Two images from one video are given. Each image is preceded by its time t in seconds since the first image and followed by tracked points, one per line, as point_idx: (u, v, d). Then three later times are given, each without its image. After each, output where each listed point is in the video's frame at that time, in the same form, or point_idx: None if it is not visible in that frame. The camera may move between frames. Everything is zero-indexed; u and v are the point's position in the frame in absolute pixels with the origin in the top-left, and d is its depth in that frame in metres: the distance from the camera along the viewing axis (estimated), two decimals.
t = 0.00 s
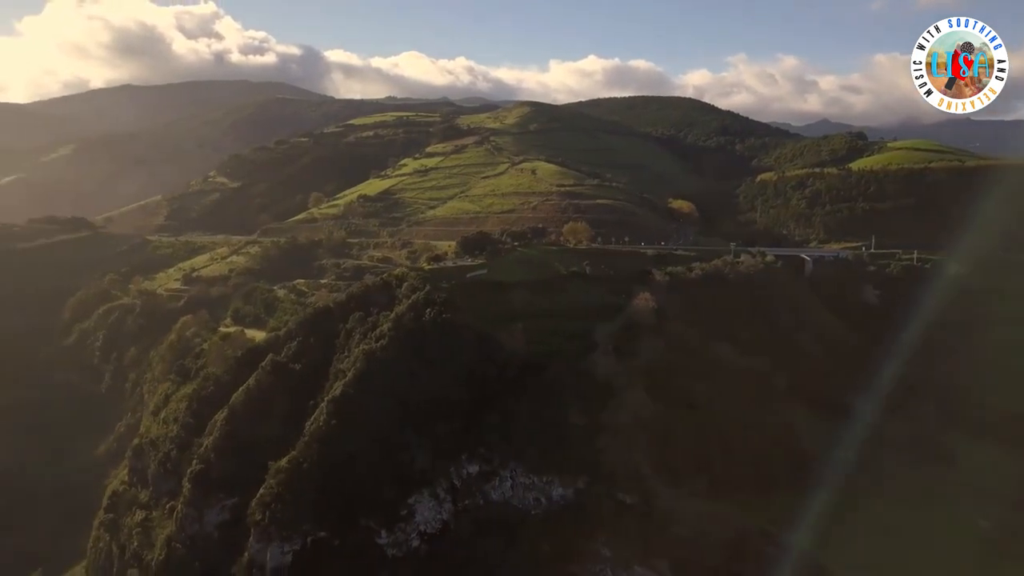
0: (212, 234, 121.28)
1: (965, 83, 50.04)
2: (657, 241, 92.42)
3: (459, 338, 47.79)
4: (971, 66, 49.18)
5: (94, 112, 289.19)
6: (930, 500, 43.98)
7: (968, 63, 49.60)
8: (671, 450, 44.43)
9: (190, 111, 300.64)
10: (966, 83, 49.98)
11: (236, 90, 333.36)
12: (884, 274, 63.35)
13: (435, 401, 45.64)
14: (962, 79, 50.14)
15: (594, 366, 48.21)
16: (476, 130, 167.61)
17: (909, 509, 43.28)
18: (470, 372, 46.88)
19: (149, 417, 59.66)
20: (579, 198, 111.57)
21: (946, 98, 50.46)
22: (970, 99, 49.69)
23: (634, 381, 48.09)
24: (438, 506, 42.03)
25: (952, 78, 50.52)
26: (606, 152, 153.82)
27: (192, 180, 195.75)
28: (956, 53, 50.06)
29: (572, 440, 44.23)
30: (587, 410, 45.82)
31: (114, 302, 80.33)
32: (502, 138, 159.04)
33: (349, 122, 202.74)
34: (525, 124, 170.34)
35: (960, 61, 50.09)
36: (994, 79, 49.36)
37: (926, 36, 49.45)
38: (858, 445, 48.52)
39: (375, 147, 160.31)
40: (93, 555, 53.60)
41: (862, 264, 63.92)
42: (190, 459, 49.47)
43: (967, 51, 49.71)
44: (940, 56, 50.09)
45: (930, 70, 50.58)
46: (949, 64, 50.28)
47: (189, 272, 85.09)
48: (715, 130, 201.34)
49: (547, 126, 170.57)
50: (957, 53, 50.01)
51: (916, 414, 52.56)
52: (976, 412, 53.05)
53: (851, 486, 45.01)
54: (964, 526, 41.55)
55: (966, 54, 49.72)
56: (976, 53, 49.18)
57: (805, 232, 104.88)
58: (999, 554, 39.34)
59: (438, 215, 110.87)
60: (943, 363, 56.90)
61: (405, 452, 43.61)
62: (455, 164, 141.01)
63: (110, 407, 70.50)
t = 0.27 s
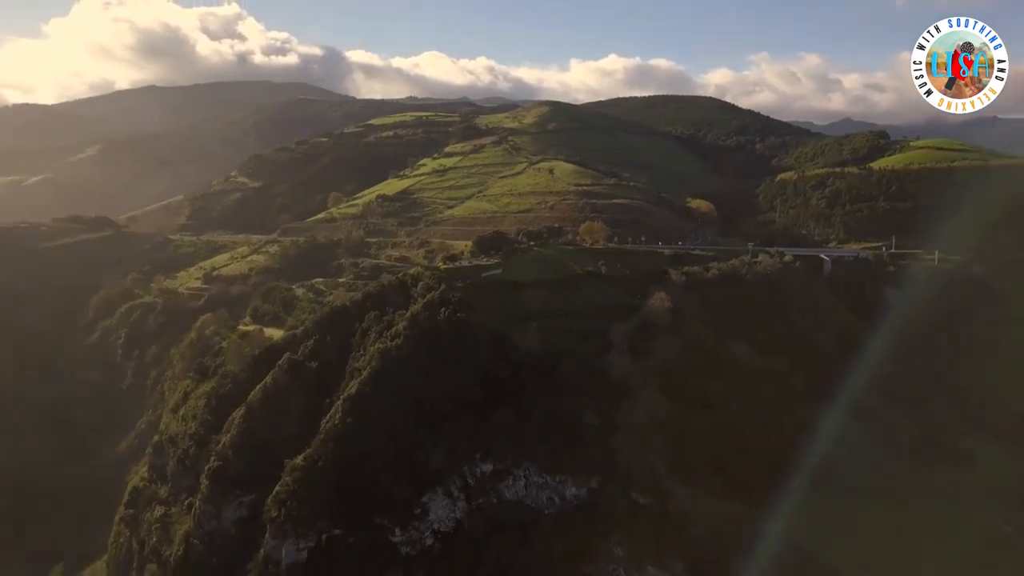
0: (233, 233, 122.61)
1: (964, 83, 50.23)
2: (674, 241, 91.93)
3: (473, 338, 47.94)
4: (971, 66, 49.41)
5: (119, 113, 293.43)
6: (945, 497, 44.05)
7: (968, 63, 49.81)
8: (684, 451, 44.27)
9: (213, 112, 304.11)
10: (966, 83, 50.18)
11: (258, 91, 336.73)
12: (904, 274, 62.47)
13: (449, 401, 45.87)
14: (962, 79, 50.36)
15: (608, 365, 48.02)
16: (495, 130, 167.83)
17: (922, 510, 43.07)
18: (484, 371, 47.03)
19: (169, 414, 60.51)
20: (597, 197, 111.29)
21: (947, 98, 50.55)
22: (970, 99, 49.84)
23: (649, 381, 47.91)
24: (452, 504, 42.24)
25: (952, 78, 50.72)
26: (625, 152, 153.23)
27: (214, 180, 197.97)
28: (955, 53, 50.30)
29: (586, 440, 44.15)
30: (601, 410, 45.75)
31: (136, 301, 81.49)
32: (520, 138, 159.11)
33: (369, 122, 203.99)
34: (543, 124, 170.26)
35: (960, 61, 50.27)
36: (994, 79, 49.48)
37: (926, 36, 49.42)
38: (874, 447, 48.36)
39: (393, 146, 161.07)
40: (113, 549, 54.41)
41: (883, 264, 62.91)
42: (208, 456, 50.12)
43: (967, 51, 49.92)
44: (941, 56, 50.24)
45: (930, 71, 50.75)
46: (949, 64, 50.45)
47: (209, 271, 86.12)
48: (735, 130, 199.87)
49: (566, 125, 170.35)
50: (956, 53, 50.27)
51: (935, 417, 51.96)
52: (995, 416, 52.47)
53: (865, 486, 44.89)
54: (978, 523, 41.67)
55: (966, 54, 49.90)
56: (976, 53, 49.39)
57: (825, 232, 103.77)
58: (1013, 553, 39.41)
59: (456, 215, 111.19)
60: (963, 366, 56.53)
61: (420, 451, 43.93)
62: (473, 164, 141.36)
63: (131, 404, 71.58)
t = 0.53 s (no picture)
0: (250, 233, 123.77)
1: (964, 83, 49.85)
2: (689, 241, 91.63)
3: (485, 337, 48.10)
4: (972, 66, 49.03)
5: (141, 114, 297.19)
6: (951, 499, 43.96)
7: (968, 63, 49.44)
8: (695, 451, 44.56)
9: (232, 112, 307.00)
10: (966, 83, 49.81)
11: (277, 91, 339.56)
12: (922, 274, 61.61)
13: (461, 400, 46.04)
14: (962, 79, 49.97)
15: (620, 366, 48.00)
16: (510, 130, 168.04)
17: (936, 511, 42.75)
18: (495, 371, 47.12)
19: (186, 412, 61.25)
20: (612, 197, 111.05)
21: (947, 99, 50.18)
22: (971, 99, 49.51)
23: (661, 381, 47.87)
24: (463, 503, 42.30)
25: (952, 77, 50.28)
26: (641, 152, 152.72)
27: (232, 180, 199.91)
28: (955, 53, 49.84)
29: (596, 440, 44.21)
30: (613, 410, 45.79)
31: (155, 300, 82.52)
32: (536, 137, 159.22)
33: (385, 122, 204.94)
34: (559, 124, 170.29)
35: (960, 61, 49.83)
36: (994, 79, 49.07)
37: (926, 37, 48.87)
38: (889, 447, 47.95)
39: (409, 147, 161.72)
40: (130, 545, 55.15)
41: (900, 265, 62.24)
42: (223, 454, 50.71)
43: (967, 50, 49.43)
44: (941, 56, 49.71)
45: (930, 70, 50.22)
46: (949, 64, 49.96)
47: (227, 270, 87.04)
48: (753, 130, 198.59)
49: (582, 125, 170.17)
50: (956, 53, 49.80)
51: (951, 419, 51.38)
52: (1013, 417, 51.79)
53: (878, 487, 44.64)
54: (981, 525, 41.61)
55: (966, 54, 49.48)
56: (976, 52, 48.86)
57: (842, 232, 102.74)
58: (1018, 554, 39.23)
59: (470, 215, 111.50)
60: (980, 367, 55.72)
61: (432, 450, 44.14)
62: (488, 163, 141.62)
63: (149, 401, 72.50)
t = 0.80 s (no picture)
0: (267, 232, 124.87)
1: (964, 83, 49.36)
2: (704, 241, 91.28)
3: (497, 337, 48.20)
4: (971, 66, 48.50)
5: (161, 115, 300.51)
6: (956, 500, 44.09)
7: (968, 63, 48.89)
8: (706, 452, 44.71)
9: (250, 112, 309.61)
10: (966, 83, 49.33)
11: (294, 92, 342.05)
12: (939, 275, 60.88)
13: (472, 399, 46.19)
14: (962, 79, 49.46)
15: (632, 366, 48.10)
16: (526, 130, 168.11)
17: (951, 516, 42.83)
18: (507, 370, 47.22)
19: (202, 410, 61.96)
20: (626, 197, 110.83)
21: (946, 99, 49.70)
22: (971, 99, 49.03)
23: (673, 381, 47.98)
24: (475, 503, 42.31)
25: (952, 78, 49.76)
26: (656, 151, 152.19)
27: (250, 180, 201.66)
28: (955, 53, 49.30)
29: (608, 440, 44.34)
30: (624, 410, 45.85)
31: (172, 299, 83.49)
32: (551, 137, 159.18)
33: (401, 123, 205.75)
34: (574, 123, 170.17)
35: (960, 61, 49.29)
36: (994, 79, 48.49)
37: (925, 36, 48.58)
38: (904, 450, 47.81)
39: (425, 147, 162.25)
40: (147, 541, 55.90)
41: (918, 265, 61.42)
42: (237, 452, 51.25)
43: (967, 50, 48.87)
44: (940, 56, 49.26)
45: (930, 71, 49.79)
46: (949, 64, 49.45)
47: (244, 269, 87.93)
48: (770, 129, 197.22)
49: (597, 125, 169.86)
50: (956, 53, 49.26)
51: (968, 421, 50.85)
52: None
53: (893, 491, 44.53)
54: (985, 527, 41.95)
55: (965, 54, 48.92)
56: (975, 52, 48.31)
57: (858, 232, 101.57)
58: (1018, 558, 39.44)
59: (485, 214, 111.75)
60: (999, 369, 55.04)
61: (444, 449, 44.36)
62: (503, 163, 141.79)
63: (166, 399, 73.37)
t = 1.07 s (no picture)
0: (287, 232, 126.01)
1: (964, 83, 48.64)
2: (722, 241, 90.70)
3: (510, 337, 48.42)
4: (972, 67, 47.63)
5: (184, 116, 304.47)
6: (964, 503, 42.80)
7: (968, 63, 47.97)
8: (720, 452, 44.95)
9: (272, 113, 312.16)
10: (966, 83, 48.62)
11: (315, 94, 344.89)
12: (961, 275, 59.77)
13: (486, 398, 46.23)
14: (962, 79, 48.69)
15: (647, 367, 47.97)
16: (544, 130, 168.07)
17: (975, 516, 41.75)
18: (520, 370, 47.41)
19: (220, 407, 62.72)
20: (643, 196, 110.46)
21: (946, 99, 49.01)
22: (971, 100, 48.43)
23: (687, 380, 47.94)
24: (488, 502, 42.32)
25: (951, 77, 48.95)
26: (675, 151, 151.41)
27: (271, 180, 203.74)
28: (955, 53, 48.31)
29: (621, 440, 44.36)
30: (638, 410, 45.82)
31: (193, 298, 84.56)
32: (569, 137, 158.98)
33: (420, 123, 206.67)
34: (592, 123, 169.89)
35: (960, 61, 48.38)
36: (995, 79, 47.81)
37: (925, 36, 47.45)
38: (925, 452, 47.03)
39: (443, 147, 162.75)
40: (166, 537, 56.70)
41: (938, 265, 60.37)
42: (254, 449, 51.84)
43: (967, 50, 47.93)
44: (940, 56, 48.24)
45: (929, 71, 48.81)
46: (949, 64, 48.50)
47: (263, 268, 88.85)
48: (791, 129, 195.34)
49: (616, 124, 169.35)
50: (956, 53, 48.25)
51: (991, 423, 50.01)
52: None
53: (913, 491, 43.84)
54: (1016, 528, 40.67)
55: (966, 53, 47.98)
56: (976, 53, 47.43)
57: (878, 232, 100.12)
58: None
59: (502, 214, 111.90)
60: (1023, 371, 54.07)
61: (457, 448, 44.39)
62: (521, 163, 141.85)
63: (185, 397, 74.27)
